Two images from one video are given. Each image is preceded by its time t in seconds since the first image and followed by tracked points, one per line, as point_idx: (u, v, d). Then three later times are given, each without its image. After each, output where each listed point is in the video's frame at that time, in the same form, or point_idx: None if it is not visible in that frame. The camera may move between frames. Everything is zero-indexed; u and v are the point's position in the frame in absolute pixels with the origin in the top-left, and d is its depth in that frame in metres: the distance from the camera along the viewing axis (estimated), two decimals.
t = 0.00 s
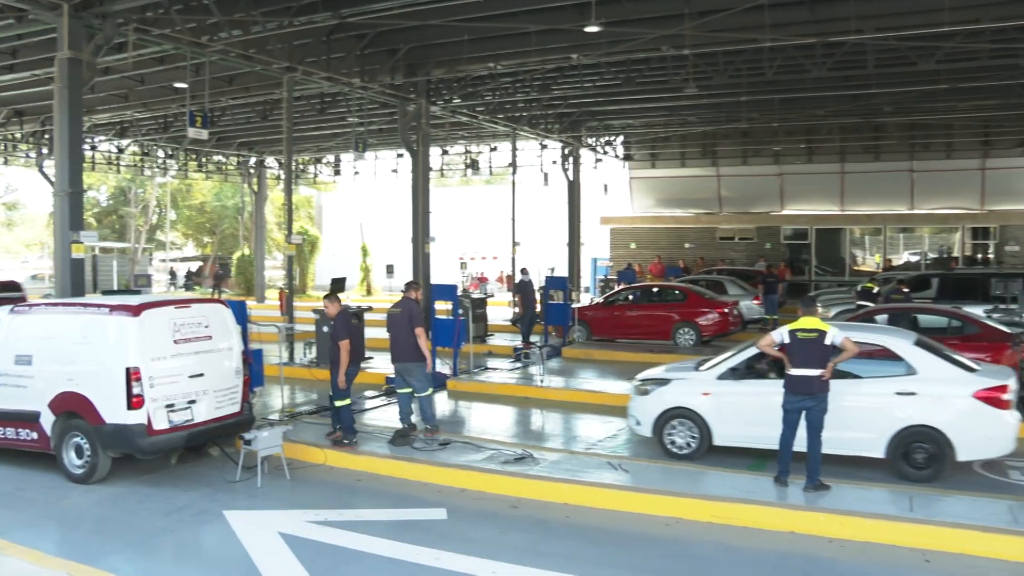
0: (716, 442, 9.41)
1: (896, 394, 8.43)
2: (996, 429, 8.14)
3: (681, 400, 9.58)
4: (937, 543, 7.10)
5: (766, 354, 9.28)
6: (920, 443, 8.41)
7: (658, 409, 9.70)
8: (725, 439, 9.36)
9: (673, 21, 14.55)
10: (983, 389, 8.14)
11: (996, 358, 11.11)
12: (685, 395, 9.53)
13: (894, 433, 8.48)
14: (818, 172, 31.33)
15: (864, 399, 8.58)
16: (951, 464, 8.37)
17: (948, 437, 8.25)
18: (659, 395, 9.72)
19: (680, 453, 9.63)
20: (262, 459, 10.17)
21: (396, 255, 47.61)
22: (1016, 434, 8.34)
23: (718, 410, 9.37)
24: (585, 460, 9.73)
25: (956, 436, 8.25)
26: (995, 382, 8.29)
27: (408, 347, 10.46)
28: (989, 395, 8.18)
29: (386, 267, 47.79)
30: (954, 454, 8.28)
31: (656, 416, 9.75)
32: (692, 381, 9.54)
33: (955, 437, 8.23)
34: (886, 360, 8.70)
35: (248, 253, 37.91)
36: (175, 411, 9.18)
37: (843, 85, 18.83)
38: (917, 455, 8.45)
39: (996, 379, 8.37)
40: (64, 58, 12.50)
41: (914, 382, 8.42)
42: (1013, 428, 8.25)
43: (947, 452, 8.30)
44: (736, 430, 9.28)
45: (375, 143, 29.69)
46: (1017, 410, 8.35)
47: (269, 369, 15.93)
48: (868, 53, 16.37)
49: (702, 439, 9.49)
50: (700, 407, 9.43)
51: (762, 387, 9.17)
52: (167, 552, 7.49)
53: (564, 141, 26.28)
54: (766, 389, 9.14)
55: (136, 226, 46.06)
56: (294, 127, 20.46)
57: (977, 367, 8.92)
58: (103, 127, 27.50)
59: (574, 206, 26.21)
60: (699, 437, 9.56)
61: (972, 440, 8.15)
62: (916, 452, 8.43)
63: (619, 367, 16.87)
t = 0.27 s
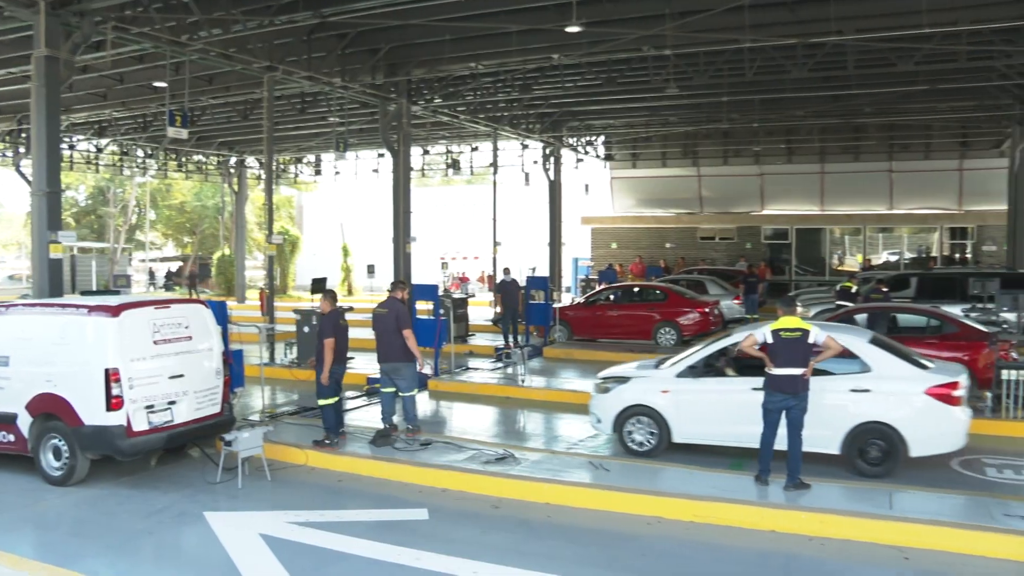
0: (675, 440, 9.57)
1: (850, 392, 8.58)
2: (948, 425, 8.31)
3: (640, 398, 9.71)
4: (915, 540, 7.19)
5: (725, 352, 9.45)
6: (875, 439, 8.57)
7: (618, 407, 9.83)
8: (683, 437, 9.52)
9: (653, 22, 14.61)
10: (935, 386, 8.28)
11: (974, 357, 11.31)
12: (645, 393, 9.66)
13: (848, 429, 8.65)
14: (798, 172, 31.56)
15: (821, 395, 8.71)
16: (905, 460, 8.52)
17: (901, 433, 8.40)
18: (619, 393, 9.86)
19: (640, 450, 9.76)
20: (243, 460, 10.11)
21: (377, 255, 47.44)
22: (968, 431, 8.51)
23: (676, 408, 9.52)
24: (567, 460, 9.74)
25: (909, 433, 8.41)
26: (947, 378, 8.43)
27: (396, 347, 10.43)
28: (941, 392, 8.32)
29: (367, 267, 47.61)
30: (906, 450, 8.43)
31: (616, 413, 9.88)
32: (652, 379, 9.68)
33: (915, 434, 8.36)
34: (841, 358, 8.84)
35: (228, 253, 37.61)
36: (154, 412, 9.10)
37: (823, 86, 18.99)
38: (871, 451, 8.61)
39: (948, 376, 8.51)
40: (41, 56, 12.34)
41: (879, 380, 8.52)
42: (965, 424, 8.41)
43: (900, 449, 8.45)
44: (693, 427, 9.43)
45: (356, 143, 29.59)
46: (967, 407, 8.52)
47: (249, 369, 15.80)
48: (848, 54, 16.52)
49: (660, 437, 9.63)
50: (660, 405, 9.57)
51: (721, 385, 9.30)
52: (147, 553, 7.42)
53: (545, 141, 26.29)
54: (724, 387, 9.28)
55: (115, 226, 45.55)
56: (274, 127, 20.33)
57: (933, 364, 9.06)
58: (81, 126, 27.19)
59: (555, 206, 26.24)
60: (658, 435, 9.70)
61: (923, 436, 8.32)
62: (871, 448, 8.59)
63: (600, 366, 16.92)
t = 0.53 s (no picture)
0: (633, 437, 9.71)
1: (802, 389, 8.78)
2: (898, 422, 8.51)
3: (598, 396, 9.85)
4: (895, 538, 7.27)
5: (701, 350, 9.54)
6: (828, 436, 8.76)
7: (576, 404, 9.95)
8: (640, 433, 9.67)
9: (635, 22, 14.64)
10: (886, 383, 8.45)
11: (953, 356, 11.49)
12: (602, 391, 9.80)
13: (804, 425, 8.81)
14: (778, 172, 31.76)
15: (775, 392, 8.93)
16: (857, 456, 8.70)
17: (853, 430, 8.60)
18: (577, 390, 9.99)
19: (598, 447, 9.89)
20: (224, 461, 10.04)
21: (359, 256, 47.25)
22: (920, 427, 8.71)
23: (634, 404, 9.66)
24: (550, 459, 9.76)
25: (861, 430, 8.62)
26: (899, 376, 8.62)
27: (380, 348, 10.41)
28: (893, 389, 8.51)
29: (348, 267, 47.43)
30: (858, 447, 8.61)
31: (575, 411, 10.01)
32: (610, 377, 9.82)
33: (870, 432, 8.55)
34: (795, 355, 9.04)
35: (209, 253, 37.31)
36: (135, 413, 9.01)
37: (804, 86, 19.13)
38: (824, 447, 8.79)
39: (900, 373, 8.69)
40: (18, 54, 12.17)
41: (833, 376, 8.70)
42: (916, 421, 8.61)
43: (852, 445, 8.63)
44: (650, 423, 9.57)
45: (337, 143, 29.47)
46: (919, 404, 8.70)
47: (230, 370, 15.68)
48: (828, 55, 16.64)
49: (618, 433, 9.77)
50: (617, 402, 9.71)
51: (677, 382, 9.45)
52: (127, 556, 7.34)
53: (526, 141, 26.28)
54: (679, 385, 9.45)
55: (95, 226, 45.09)
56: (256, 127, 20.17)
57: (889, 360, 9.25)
58: (59, 125, 26.87)
59: (537, 206, 26.25)
60: (616, 431, 9.84)
61: (875, 433, 8.51)
62: (823, 445, 8.78)
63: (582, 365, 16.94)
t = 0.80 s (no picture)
0: (586, 434, 9.80)
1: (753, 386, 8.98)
2: (846, 419, 8.73)
3: (552, 394, 9.95)
4: (874, 535, 7.35)
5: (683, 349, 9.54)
6: (777, 434, 8.97)
7: (530, 401, 10.05)
8: (593, 430, 9.76)
9: (618, 22, 14.66)
10: (833, 380, 8.66)
11: (932, 355, 11.68)
12: (556, 388, 9.89)
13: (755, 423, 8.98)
14: (759, 172, 31.94)
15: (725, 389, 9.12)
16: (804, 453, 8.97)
17: (803, 428, 8.82)
18: (532, 388, 10.08)
19: (552, 444, 9.97)
20: (205, 462, 9.95)
21: (340, 256, 47.03)
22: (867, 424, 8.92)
23: (586, 402, 9.76)
24: (532, 458, 9.77)
25: (810, 426, 8.84)
26: (846, 373, 8.83)
27: (364, 348, 10.39)
28: (840, 386, 8.73)
29: (329, 268, 47.18)
30: (807, 445, 8.87)
31: (530, 408, 10.11)
32: (564, 375, 9.92)
33: (819, 429, 8.77)
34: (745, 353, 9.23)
35: (189, 253, 36.98)
36: (114, 414, 8.91)
37: (785, 87, 19.25)
38: (773, 442, 9.00)
39: (847, 370, 8.90)
40: None
41: (782, 375, 8.91)
42: (863, 417, 8.82)
43: (801, 443, 8.88)
44: (601, 420, 9.67)
45: (319, 143, 29.33)
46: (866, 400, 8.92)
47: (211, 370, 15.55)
48: (809, 56, 16.76)
49: (571, 430, 9.87)
50: (570, 400, 9.80)
51: (630, 380, 9.55)
52: (106, 559, 7.26)
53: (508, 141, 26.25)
54: (630, 382, 9.55)
55: (74, 226, 44.56)
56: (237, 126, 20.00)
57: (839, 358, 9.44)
58: (37, 124, 26.51)
59: (519, 206, 26.24)
60: (569, 428, 9.93)
61: (823, 431, 8.74)
62: (773, 442, 8.98)
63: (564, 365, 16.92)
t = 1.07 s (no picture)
0: (532, 430, 9.90)
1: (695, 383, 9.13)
2: (786, 416, 8.89)
3: (500, 390, 10.07)
4: (850, 532, 7.42)
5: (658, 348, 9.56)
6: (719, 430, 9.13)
7: (478, 398, 10.19)
8: (539, 427, 9.87)
9: (597, 22, 14.67)
10: (774, 377, 8.81)
11: (909, 354, 11.75)
12: (504, 385, 10.02)
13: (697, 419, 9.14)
14: (737, 172, 32.17)
15: (667, 386, 9.25)
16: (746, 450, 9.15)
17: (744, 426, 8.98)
18: (481, 385, 10.20)
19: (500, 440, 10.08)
20: (182, 464, 9.86)
21: (319, 255, 46.76)
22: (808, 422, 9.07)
23: (534, 399, 9.86)
24: (512, 458, 9.77)
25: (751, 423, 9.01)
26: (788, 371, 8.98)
27: (347, 348, 10.34)
28: (779, 383, 8.89)
29: (308, 267, 46.91)
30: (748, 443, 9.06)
31: (479, 405, 10.22)
32: (512, 372, 10.05)
33: (761, 426, 8.94)
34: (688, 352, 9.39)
35: (167, 252, 36.62)
36: (91, 416, 8.80)
37: (763, 88, 19.39)
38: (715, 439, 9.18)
39: (788, 368, 9.07)
40: None
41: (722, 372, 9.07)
42: (803, 415, 8.98)
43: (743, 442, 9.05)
44: (547, 417, 9.80)
45: (298, 142, 29.14)
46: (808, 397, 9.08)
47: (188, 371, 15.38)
48: (787, 57, 16.88)
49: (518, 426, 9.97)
50: (518, 397, 9.92)
51: (576, 377, 9.67)
52: (82, 562, 7.17)
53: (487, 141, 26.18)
54: (576, 380, 9.67)
55: (50, 225, 43.97)
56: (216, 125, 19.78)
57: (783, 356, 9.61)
58: (11, 122, 26.10)
59: (499, 206, 26.20)
60: (516, 425, 10.04)
61: (763, 429, 8.91)
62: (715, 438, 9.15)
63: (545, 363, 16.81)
